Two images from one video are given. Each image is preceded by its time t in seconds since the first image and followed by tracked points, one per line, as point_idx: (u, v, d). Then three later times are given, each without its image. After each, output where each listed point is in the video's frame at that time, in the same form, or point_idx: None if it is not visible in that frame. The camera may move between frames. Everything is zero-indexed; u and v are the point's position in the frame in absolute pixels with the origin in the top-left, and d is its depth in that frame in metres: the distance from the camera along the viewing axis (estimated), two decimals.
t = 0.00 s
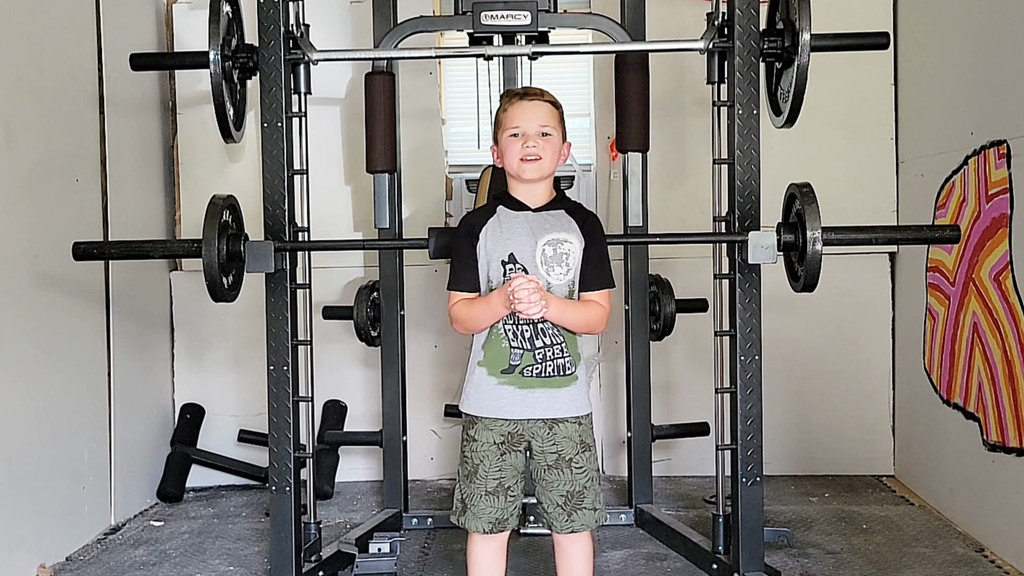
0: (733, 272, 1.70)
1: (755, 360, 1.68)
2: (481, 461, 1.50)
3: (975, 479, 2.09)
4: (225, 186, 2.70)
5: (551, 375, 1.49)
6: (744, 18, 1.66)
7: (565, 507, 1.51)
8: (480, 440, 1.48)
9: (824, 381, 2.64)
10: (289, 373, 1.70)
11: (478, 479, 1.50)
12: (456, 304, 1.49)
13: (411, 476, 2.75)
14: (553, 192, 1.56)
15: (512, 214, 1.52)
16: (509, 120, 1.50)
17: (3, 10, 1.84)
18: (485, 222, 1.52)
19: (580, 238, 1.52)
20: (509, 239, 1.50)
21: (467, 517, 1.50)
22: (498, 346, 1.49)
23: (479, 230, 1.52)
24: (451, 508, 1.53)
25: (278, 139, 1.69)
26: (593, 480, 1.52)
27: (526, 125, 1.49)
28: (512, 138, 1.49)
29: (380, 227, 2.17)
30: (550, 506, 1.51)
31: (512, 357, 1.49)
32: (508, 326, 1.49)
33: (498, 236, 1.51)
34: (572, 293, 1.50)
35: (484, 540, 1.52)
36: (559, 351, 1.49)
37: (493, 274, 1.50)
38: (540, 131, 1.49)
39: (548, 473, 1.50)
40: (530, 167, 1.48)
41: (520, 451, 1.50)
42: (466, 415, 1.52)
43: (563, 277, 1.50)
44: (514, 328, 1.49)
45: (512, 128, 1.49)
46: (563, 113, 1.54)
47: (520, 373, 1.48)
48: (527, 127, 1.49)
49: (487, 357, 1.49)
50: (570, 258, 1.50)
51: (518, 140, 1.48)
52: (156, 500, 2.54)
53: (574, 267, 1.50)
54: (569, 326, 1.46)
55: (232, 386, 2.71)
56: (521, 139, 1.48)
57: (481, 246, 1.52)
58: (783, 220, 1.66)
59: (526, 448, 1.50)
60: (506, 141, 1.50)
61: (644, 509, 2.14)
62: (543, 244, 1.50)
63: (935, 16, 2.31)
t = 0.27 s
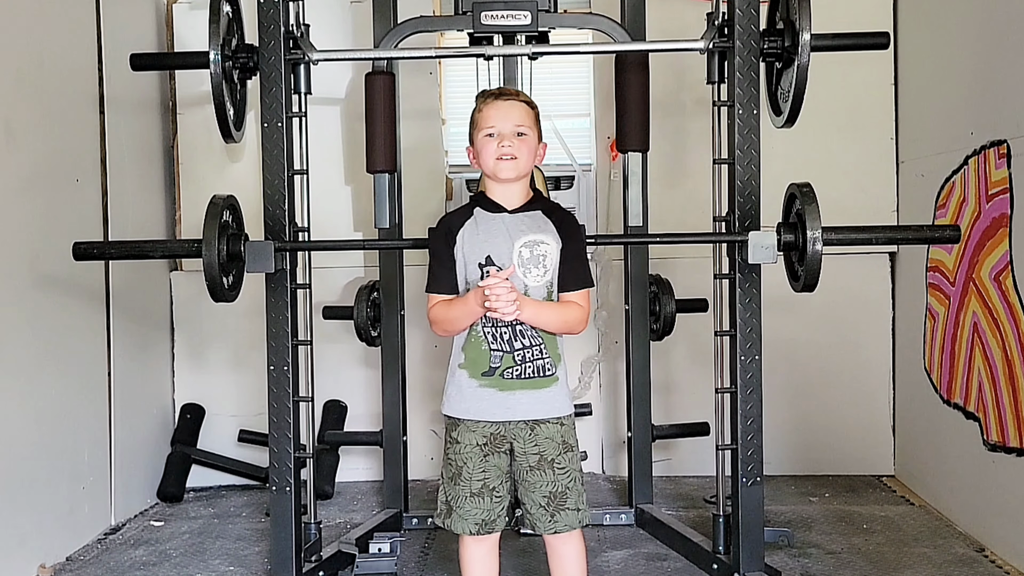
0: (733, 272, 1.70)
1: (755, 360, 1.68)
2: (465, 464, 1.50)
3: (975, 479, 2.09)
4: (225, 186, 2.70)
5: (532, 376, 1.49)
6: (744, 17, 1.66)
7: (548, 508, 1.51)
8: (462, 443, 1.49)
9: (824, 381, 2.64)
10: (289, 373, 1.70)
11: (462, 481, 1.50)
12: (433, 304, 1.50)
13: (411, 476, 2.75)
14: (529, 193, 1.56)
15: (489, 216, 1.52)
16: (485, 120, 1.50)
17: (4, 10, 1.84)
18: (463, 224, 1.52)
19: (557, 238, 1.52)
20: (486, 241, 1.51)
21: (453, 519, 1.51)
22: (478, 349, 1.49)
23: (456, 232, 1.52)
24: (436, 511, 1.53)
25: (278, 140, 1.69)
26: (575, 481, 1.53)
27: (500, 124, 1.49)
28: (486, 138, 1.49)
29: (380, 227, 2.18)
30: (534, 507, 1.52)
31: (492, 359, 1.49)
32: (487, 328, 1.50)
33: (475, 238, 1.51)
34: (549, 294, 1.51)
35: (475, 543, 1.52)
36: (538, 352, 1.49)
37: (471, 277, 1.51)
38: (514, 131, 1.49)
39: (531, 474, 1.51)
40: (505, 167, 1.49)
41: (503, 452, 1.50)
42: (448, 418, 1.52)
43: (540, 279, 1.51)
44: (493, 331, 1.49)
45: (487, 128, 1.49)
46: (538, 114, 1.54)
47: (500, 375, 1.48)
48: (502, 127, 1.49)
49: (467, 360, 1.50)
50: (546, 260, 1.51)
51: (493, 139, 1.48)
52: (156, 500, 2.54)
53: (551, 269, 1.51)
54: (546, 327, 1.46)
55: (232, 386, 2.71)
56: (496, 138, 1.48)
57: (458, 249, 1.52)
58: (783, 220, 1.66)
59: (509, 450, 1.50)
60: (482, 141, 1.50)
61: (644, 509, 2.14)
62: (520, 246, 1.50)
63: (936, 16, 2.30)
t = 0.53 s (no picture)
0: (733, 273, 1.70)
1: (755, 360, 1.68)
2: (458, 464, 1.50)
3: (975, 479, 2.09)
4: (225, 186, 2.70)
5: (521, 376, 1.49)
6: (744, 18, 1.66)
7: (543, 505, 1.51)
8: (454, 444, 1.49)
9: (824, 381, 2.64)
10: (289, 373, 1.69)
11: (456, 481, 1.50)
12: (420, 305, 1.50)
13: (411, 476, 2.75)
14: (512, 192, 1.56)
15: (471, 218, 1.52)
16: (467, 119, 1.50)
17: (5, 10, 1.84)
18: (445, 227, 1.52)
19: (540, 240, 1.52)
20: (468, 243, 1.51)
21: (448, 520, 1.50)
22: (466, 351, 1.49)
23: (439, 236, 1.52)
24: (432, 512, 1.52)
25: (278, 139, 1.69)
26: (569, 477, 1.52)
27: (483, 124, 1.48)
28: (469, 138, 1.49)
29: (380, 227, 2.18)
30: (529, 504, 1.51)
31: (481, 361, 1.49)
32: (473, 330, 1.50)
33: (458, 242, 1.51)
34: (534, 295, 1.51)
35: (470, 544, 1.52)
36: (526, 352, 1.49)
37: (455, 279, 1.51)
38: (497, 131, 1.49)
39: (525, 472, 1.50)
40: (488, 167, 1.48)
41: (496, 452, 1.50)
42: (440, 421, 1.52)
43: (524, 280, 1.50)
44: (480, 333, 1.49)
45: (470, 127, 1.49)
46: (521, 113, 1.54)
47: (489, 376, 1.48)
48: (484, 127, 1.48)
49: (457, 363, 1.50)
50: (530, 261, 1.50)
51: (476, 139, 1.48)
52: (156, 500, 2.54)
53: (535, 269, 1.51)
54: (533, 325, 1.46)
55: (232, 387, 2.71)
56: (478, 138, 1.48)
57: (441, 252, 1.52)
58: (783, 220, 1.66)
59: (502, 449, 1.50)
60: (464, 140, 1.49)
61: (644, 509, 2.14)
62: (503, 247, 1.50)
63: (936, 16, 2.31)
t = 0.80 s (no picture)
0: (733, 273, 1.70)
1: (755, 360, 1.68)
2: (464, 464, 1.50)
3: (975, 479, 2.09)
4: (225, 186, 2.70)
5: (530, 375, 1.49)
6: (744, 18, 1.66)
7: (550, 506, 1.51)
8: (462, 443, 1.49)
9: (824, 382, 2.64)
10: (289, 373, 1.70)
11: (462, 481, 1.50)
12: (427, 299, 1.50)
13: (411, 476, 2.75)
14: (524, 190, 1.57)
15: (485, 214, 1.52)
16: (482, 118, 1.50)
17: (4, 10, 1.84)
18: (458, 222, 1.52)
19: (553, 237, 1.52)
20: (482, 239, 1.51)
21: (454, 520, 1.51)
22: (477, 347, 1.49)
23: (452, 231, 1.52)
24: (437, 511, 1.52)
25: (278, 139, 1.69)
26: (576, 478, 1.53)
27: (499, 123, 1.49)
28: (485, 137, 1.49)
29: (380, 227, 2.18)
30: (535, 506, 1.51)
31: (491, 358, 1.49)
32: (484, 327, 1.50)
33: (471, 237, 1.51)
34: (547, 292, 1.51)
35: (474, 543, 1.52)
36: (537, 351, 1.49)
37: (467, 275, 1.51)
38: (513, 130, 1.49)
39: (531, 473, 1.51)
40: (503, 166, 1.49)
41: (502, 452, 1.50)
42: (448, 418, 1.52)
43: (537, 278, 1.51)
44: (491, 329, 1.50)
45: (486, 126, 1.49)
46: (535, 113, 1.54)
47: (499, 373, 1.49)
48: (500, 126, 1.49)
49: (466, 359, 1.50)
50: (543, 259, 1.51)
51: (492, 138, 1.48)
52: (156, 500, 2.54)
53: (549, 267, 1.51)
54: (542, 322, 1.47)
55: (232, 387, 2.71)
56: (494, 137, 1.48)
57: (453, 248, 1.52)
58: (783, 220, 1.66)
59: (509, 450, 1.50)
60: (480, 139, 1.50)
61: (644, 509, 2.14)
62: (516, 244, 1.51)
63: (936, 16, 2.30)
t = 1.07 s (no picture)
0: (733, 273, 1.70)
1: (755, 360, 1.68)
2: (485, 461, 1.50)
3: (975, 480, 2.09)
4: (225, 186, 2.70)
5: (556, 373, 1.49)
6: (744, 17, 1.66)
7: (569, 506, 1.51)
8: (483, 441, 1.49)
9: (823, 382, 2.64)
10: (289, 373, 1.70)
11: (481, 478, 1.51)
12: (460, 294, 1.49)
13: (411, 476, 2.75)
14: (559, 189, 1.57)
15: (519, 210, 1.52)
16: (518, 119, 1.50)
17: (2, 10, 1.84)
18: (491, 216, 1.52)
19: (588, 236, 1.53)
20: (517, 233, 1.51)
21: (472, 515, 1.51)
22: (504, 343, 1.49)
23: (485, 224, 1.52)
24: (456, 506, 1.53)
25: (278, 140, 1.69)
26: (596, 480, 1.53)
27: (535, 124, 1.48)
28: (521, 138, 1.49)
29: (380, 226, 2.18)
30: (555, 505, 1.52)
31: (517, 354, 1.49)
32: (513, 322, 1.49)
33: (506, 231, 1.51)
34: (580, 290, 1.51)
35: (487, 541, 1.52)
36: (564, 349, 1.49)
37: (499, 270, 1.51)
38: (549, 131, 1.49)
39: (552, 472, 1.51)
40: (540, 167, 1.49)
41: (523, 451, 1.50)
42: (470, 413, 1.52)
43: (571, 275, 1.51)
44: (520, 325, 1.49)
45: (521, 128, 1.49)
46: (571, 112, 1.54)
47: (524, 369, 1.48)
48: (536, 127, 1.48)
49: (492, 353, 1.49)
50: (578, 256, 1.51)
51: (527, 139, 1.48)
52: (156, 500, 2.54)
53: (583, 265, 1.51)
54: (575, 318, 1.46)
55: (232, 386, 2.71)
56: (530, 138, 1.48)
57: (486, 242, 1.52)
58: (783, 220, 1.66)
59: (530, 448, 1.50)
60: (516, 140, 1.49)
61: (643, 510, 2.14)
62: (551, 241, 1.51)
63: (936, 16, 2.31)
